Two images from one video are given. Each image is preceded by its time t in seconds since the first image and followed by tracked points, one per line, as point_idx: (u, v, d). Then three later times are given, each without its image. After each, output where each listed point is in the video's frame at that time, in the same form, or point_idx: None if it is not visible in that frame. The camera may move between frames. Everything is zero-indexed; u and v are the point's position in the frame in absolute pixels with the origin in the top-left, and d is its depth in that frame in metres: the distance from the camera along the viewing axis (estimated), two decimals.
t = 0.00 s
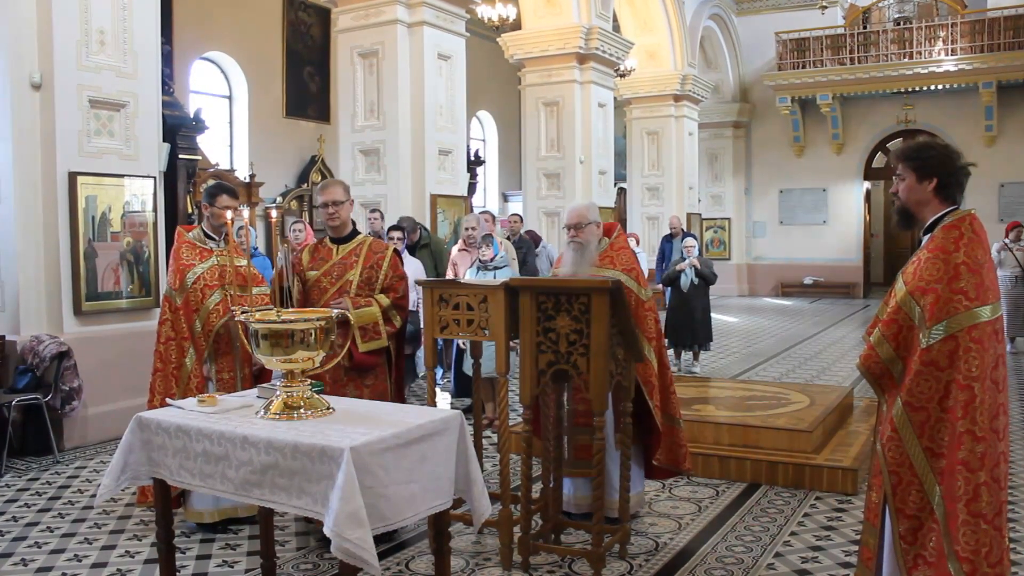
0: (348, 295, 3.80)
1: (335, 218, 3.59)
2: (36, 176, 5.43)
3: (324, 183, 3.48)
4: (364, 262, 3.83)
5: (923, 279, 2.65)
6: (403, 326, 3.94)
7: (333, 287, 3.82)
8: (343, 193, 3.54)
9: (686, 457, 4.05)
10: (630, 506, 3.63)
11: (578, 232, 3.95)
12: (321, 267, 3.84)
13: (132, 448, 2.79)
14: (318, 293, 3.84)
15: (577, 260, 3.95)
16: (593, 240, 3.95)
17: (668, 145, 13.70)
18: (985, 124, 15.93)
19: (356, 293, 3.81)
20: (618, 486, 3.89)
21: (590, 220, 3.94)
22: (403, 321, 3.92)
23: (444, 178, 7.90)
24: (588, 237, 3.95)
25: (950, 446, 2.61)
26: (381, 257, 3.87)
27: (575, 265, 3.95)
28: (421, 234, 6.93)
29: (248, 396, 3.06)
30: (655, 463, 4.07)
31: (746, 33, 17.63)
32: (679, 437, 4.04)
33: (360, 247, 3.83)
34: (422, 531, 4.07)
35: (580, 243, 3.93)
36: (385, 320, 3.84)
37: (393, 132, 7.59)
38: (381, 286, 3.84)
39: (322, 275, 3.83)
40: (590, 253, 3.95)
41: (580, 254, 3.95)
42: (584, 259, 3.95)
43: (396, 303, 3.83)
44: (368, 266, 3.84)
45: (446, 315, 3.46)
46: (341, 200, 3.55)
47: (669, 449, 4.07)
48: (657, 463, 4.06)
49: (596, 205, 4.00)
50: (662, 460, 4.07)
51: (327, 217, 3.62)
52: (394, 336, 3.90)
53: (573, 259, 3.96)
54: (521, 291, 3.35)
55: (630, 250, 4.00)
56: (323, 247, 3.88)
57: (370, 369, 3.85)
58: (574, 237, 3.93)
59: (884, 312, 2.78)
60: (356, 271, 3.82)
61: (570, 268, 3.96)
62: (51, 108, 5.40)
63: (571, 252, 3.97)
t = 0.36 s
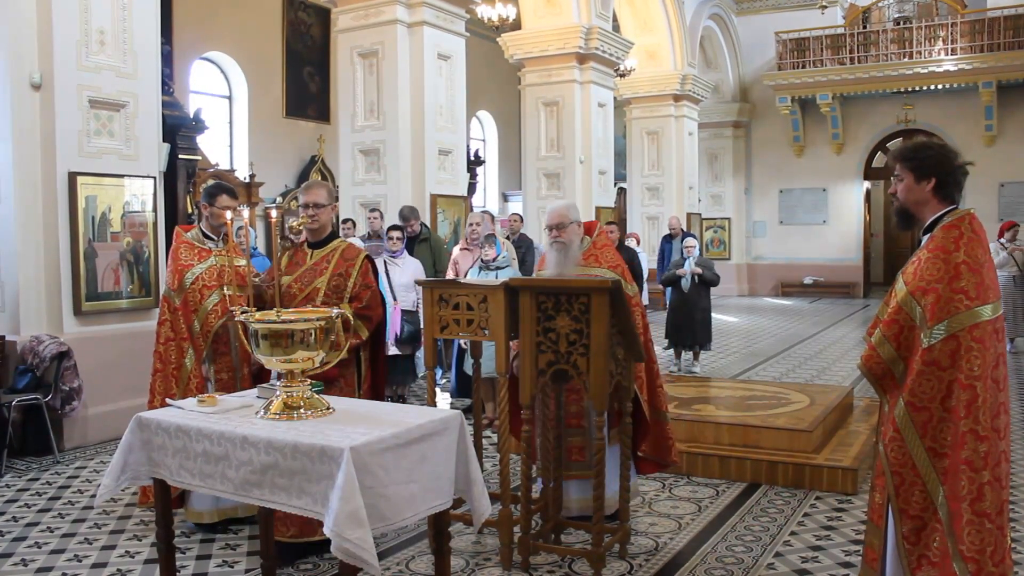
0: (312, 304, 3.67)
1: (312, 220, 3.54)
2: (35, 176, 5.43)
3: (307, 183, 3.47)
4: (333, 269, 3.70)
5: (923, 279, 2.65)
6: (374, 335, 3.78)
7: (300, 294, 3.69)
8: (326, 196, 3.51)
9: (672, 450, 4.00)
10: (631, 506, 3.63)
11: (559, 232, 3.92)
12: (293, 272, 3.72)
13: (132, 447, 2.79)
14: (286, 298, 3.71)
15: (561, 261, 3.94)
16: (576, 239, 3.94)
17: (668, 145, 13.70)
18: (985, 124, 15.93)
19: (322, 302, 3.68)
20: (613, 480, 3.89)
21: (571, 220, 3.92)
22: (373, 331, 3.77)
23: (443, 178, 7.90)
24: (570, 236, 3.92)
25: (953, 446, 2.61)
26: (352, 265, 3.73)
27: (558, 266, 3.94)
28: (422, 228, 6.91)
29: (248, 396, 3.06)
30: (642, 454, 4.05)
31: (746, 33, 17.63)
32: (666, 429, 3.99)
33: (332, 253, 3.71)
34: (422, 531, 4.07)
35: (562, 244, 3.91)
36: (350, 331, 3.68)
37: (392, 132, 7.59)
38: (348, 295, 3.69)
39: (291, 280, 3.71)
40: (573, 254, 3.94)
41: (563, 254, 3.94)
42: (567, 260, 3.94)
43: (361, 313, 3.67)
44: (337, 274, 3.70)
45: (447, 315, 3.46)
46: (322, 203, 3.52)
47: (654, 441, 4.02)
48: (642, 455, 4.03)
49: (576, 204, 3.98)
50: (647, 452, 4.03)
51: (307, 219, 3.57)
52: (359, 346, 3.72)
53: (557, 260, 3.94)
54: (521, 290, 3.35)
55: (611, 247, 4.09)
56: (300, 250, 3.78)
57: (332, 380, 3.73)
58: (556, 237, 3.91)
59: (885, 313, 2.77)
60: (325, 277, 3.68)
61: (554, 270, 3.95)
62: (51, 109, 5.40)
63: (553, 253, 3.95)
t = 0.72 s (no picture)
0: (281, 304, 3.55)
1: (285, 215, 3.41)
2: (35, 176, 5.43)
3: (283, 177, 3.34)
4: (305, 267, 3.57)
5: (923, 279, 2.65)
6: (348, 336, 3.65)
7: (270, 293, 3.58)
8: (302, 190, 3.39)
9: (664, 444, 3.95)
10: (631, 506, 3.63)
11: (549, 230, 3.93)
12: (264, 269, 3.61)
13: (132, 448, 2.79)
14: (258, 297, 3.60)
15: (550, 260, 3.93)
16: (565, 239, 3.94)
17: (668, 145, 13.70)
18: (985, 123, 15.92)
19: (293, 301, 3.54)
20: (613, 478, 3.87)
21: (561, 219, 3.94)
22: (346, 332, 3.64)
23: (444, 178, 7.90)
24: (560, 235, 3.92)
25: (955, 446, 2.61)
26: (325, 264, 3.60)
27: (548, 265, 3.93)
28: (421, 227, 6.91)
29: (247, 396, 3.06)
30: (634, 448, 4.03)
31: (746, 33, 17.63)
32: (657, 424, 3.94)
33: (306, 250, 3.58)
34: (422, 531, 4.07)
35: (552, 242, 3.91)
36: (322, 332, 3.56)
37: (392, 132, 7.59)
38: (321, 295, 3.57)
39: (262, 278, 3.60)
40: (563, 253, 3.94)
41: (552, 253, 3.93)
42: (557, 259, 3.93)
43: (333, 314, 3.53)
44: (310, 272, 3.57)
45: (446, 315, 3.46)
46: (298, 198, 3.39)
47: (648, 436, 3.98)
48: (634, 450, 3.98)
49: (564, 205, 4.00)
50: (639, 446, 4.01)
51: (282, 215, 3.44)
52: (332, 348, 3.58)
53: (546, 259, 3.94)
54: (520, 291, 3.35)
55: (601, 248, 4.06)
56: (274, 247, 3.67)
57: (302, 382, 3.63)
58: (545, 236, 3.91)
59: (884, 313, 2.77)
60: (297, 276, 3.54)
61: (544, 269, 3.94)
62: (50, 109, 5.40)
63: (543, 252, 3.94)
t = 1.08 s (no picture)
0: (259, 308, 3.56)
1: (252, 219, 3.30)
2: (35, 176, 5.43)
3: (246, 181, 3.22)
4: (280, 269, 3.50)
5: (923, 279, 2.66)
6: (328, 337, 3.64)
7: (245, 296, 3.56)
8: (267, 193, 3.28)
9: (664, 450, 3.93)
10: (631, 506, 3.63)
11: (558, 229, 3.92)
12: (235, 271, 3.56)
13: (132, 448, 2.79)
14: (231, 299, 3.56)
15: (558, 259, 3.93)
16: (574, 238, 3.94)
17: (668, 145, 13.70)
18: (985, 124, 15.92)
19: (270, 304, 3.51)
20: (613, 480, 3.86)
21: (569, 218, 3.93)
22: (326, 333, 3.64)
23: (444, 179, 7.90)
24: (569, 234, 3.92)
25: (954, 446, 2.61)
26: (302, 264, 3.55)
27: (556, 264, 3.93)
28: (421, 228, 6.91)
29: (248, 396, 3.06)
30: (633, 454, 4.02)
31: (747, 33, 17.64)
32: (657, 430, 3.93)
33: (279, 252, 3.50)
34: (422, 531, 4.07)
35: (561, 241, 3.91)
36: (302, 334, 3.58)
37: (392, 132, 7.59)
38: (299, 297, 3.53)
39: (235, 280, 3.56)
40: (571, 252, 3.93)
41: (561, 252, 3.93)
42: (565, 257, 3.93)
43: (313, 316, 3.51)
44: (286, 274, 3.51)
45: (447, 315, 3.46)
46: (263, 202, 3.28)
47: (647, 441, 3.96)
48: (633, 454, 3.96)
49: (574, 204, 4.00)
50: (640, 451, 3.98)
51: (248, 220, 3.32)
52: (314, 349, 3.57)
53: (554, 257, 3.94)
54: (521, 291, 3.35)
55: (610, 250, 4.07)
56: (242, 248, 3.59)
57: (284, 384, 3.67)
58: (554, 234, 3.91)
59: (884, 313, 2.77)
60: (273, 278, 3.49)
61: (552, 267, 3.94)
62: (50, 109, 5.40)
63: (552, 250, 3.95)
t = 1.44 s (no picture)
0: (210, 314, 3.35)
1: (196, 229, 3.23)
2: (37, 176, 5.44)
3: (185, 188, 3.14)
4: (229, 274, 3.37)
5: (923, 280, 2.66)
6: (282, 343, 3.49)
7: (193, 304, 3.34)
8: (207, 199, 3.20)
9: (666, 458, 3.92)
10: (631, 507, 3.63)
11: (567, 230, 3.92)
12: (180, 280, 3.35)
13: (133, 449, 2.79)
14: (174, 309, 3.34)
15: (566, 259, 3.93)
16: (582, 238, 3.93)
17: (669, 145, 13.70)
18: (986, 124, 15.92)
19: (220, 310, 3.36)
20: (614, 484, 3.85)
21: (579, 219, 3.92)
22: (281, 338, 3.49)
23: (445, 179, 7.90)
24: (578, 235, 3.92)
25: (954, 447, 2.61)
26: (250, 267, 3.42)
27: (563, 263, 3.92)
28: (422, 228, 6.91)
29: (249, 397, 3.06)
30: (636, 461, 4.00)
31: (748, 33, 17.65)
32: (660, 436, 3.91)
33: (225, 256, 3.37)
34: (423, 531, 4.07)
35: (569, 241, 3.91)
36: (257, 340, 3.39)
37: (393, 132, 7.59)
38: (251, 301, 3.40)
39: (180, 289, 3.34)
40: (579, 252, 3.93)
41: (569, 252, 3.93)
42: (573, 257, 3.92)
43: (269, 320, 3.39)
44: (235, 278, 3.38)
45: (447, 315, 3.47)
46: (205, 209, 3.20)
47: (649, 447, 3.94)
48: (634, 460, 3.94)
49: (584, 205, 3.99)
50: (642, 460, 3.96)
51: (189, 228, 3.24)
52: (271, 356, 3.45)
53: (562, 257, 3.93)
54: (522, 291, 3.36)
55: (618, 253, 4.02)
56: (184, 255, 3.42)
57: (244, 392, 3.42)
58: (563, 234, 3.91)
59: (885, 314, 2.77)
60: (221, 283, 3.35)
61: (558, 267, 3.93)
62: (51, 109, 5.41)
63: (559, 250, 3.94)
